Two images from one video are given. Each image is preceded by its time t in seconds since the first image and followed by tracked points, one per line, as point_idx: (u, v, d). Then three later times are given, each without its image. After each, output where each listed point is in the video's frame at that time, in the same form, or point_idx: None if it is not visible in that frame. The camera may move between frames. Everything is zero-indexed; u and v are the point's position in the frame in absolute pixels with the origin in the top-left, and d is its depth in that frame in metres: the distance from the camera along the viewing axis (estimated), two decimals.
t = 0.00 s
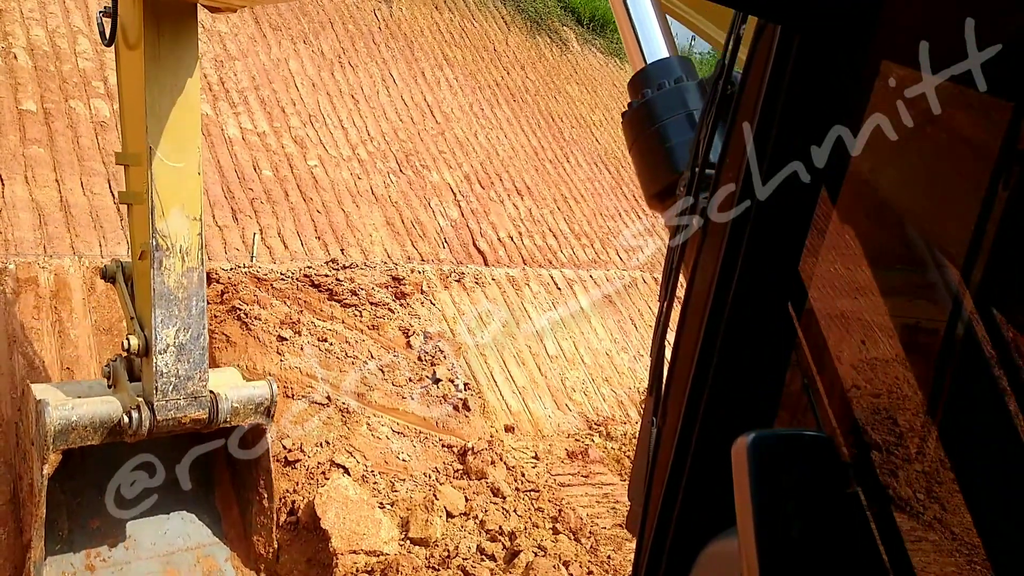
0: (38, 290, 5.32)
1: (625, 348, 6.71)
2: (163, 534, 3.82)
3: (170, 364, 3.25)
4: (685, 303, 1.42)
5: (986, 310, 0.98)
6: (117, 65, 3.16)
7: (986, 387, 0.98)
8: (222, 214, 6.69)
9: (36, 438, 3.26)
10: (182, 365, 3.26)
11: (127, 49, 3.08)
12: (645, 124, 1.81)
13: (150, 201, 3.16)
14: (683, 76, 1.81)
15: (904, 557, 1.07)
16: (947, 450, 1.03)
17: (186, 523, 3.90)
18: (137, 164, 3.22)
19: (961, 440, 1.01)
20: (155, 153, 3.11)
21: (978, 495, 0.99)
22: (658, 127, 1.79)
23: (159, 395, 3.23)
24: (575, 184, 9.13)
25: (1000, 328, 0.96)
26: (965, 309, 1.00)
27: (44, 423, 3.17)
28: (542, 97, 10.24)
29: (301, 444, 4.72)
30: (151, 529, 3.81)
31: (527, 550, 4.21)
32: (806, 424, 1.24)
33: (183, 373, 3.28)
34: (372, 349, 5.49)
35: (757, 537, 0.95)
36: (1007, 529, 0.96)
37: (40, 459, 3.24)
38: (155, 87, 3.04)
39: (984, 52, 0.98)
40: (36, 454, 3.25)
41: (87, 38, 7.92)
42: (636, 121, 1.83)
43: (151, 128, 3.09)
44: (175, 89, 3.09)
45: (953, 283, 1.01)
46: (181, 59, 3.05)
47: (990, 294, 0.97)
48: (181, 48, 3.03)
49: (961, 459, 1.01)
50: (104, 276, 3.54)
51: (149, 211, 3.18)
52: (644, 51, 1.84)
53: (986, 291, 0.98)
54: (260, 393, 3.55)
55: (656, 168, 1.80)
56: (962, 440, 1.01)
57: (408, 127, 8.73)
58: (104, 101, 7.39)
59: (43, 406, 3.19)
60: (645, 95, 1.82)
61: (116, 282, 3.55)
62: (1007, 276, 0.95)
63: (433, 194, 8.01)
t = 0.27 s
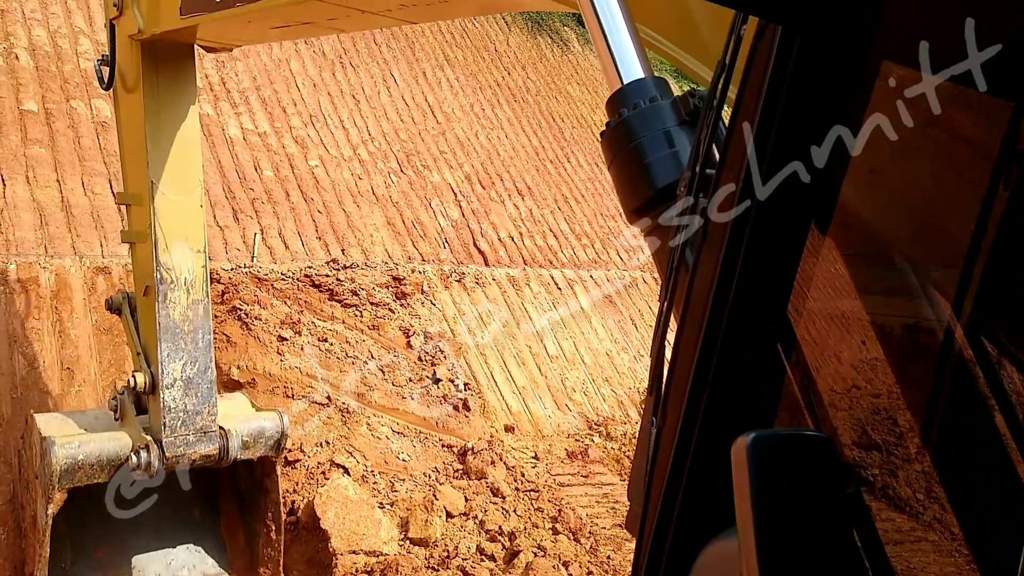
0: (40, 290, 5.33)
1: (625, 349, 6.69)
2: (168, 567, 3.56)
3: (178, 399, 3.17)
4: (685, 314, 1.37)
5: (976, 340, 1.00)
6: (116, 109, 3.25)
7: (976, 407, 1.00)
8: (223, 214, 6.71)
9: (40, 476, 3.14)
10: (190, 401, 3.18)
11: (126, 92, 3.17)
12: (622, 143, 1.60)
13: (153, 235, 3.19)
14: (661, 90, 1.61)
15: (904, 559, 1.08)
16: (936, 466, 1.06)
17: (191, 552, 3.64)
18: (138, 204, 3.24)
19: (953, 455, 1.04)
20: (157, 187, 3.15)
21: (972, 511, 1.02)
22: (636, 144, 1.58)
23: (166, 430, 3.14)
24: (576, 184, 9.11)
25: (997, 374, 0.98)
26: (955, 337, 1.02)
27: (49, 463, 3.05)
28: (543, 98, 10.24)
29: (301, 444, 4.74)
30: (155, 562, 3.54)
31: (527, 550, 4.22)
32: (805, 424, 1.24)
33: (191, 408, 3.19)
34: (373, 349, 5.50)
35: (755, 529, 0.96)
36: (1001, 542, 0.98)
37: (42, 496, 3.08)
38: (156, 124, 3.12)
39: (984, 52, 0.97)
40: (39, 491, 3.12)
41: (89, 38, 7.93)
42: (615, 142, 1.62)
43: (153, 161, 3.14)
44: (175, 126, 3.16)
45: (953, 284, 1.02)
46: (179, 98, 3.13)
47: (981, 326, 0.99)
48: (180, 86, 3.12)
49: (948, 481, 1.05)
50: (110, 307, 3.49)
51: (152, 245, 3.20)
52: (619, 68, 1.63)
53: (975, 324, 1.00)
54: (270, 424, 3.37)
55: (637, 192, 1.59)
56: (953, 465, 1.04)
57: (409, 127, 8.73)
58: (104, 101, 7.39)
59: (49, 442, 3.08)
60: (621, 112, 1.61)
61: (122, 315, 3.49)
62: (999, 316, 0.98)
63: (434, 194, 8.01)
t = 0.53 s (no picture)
0: (42, 291, 5.34)
1: (627, 350, 6.68)
2: None
3: (185, 426, 3.22)
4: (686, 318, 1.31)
5: (974, 369, 1.01)
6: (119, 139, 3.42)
7: (966, 418, 1.02)
8: (226, 214, 6.72)
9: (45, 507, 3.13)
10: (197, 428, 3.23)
11: (128, 121, 3.36)
12: (608, 157, 1.52)
13: (157, 259, 3.25)
14: (648, 103, 1.53)
15: (906, 562, 1.09)
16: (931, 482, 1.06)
17: None
18: (143, 230, 3.37)
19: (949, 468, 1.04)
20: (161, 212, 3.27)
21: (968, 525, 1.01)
22: (621, 157, 1.50)
23: (173, 459, 3.19)
24: (578, 184, 9.10)
25: (988, 387, 1.00)
26: (954, 366, 1.03)
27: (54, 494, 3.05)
28: (545, 97, 10.23)
29: (303, 446, 4.76)
30: None
31: (528, 553, 4.25)
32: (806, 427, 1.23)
33: (198, 436, 3.24)
34: (375, 351, 5.51)
35: (757, 533, 0.96)
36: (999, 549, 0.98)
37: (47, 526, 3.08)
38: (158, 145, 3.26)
39: (983, 52, 0.97)
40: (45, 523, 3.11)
41: (88, 34, 7.93)
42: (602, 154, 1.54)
43: (156, 183, 3.27)
44: (177, 146, 3.31)
45: (955, 284, 1.02)
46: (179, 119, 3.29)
47: (978, 360, 1.01)
48: (179, 108, 3.28)
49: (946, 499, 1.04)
50: (117, 332, 3.55)
51: (157, 271, 3.25)
52: (605, 81, 1.56)
53: (970, 351, 1.01)
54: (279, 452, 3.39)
55: (622, 208, 1.51)
56: (948, 481, 1.04)
57: (410, 125, 8.73)
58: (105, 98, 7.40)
59: (55, 474, 3.07)
60: (606, 124, 1.54)
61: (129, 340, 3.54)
62: (998, 341, 0.99)
63: (435, 195, 8.01)
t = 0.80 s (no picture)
0: (37, 289, 5.32)
1: (625, 349, 6.69)
2: None
3: (184, 436, 3.27)
4: (681, 318, 1.27)
5: (967, 377, 1.02)
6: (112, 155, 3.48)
7: (960, 423, 1.04)
8: (222, 214, 6.71)
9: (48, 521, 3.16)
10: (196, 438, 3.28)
11: (120, 137, 3.43)
12: (594, 165, 1.44)
13: (151, 271, 3.32)
14: (634, 108, 1.44)
15: (907, 559, 1.10)
16: (925, 482, 1.08)
17: None
18: (135, 244, 3.43)
19: (943, 471, 1.06)
20: (154, 224, 3.33)
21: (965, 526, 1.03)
22: (609, 164, 1.41)
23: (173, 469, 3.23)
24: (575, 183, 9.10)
25: (981, 391, 1.01)
26: (946, 373, 1.05)
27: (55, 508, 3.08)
28: (543, 97, 10.24)
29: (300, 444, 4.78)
30: None
31: (529, 550, 4.23)
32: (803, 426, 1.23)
33: (197, 446, 3.28)
34: (373, 349, 5.50)
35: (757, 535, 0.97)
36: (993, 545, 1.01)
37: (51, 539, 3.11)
38: (151, 157, 3.33)
39: (983, 51, 0.97)
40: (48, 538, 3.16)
41: (86, 37, 7.94)
42: (589, 160, 1.45)
43: (149, 198, 3.33)
44: (170, 159, 3.37)
45: (953, 284, 1.02)
46: (173, 131, 3.38)
47: (969, 366, 1.02)
48: (172, 122, 3.37)
49: (938, 497, 1.07)
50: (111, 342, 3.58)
51: (151, 284, 3.33)
52: (591, 89, 1.48)
53: (962, 359, 1.03)
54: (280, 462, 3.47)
55: (609, 215, 1.43)
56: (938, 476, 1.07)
57: (408, 126, 8.73)
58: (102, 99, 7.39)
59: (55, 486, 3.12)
60: (592, 129, 1.45)
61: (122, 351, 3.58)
62: (991, 349, 1.00)
63: (433, 194, 8.01)
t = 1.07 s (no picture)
0: (41, 291, 5.33)
1: (626, 349, 6.68)
2: None
3: (184, 445, 3.28)
4: (681, 321, 1.27)
5: (966, 387, 1.02)
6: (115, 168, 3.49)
7: (960, 431, 1.04)
8: (224, 215, 6.72)
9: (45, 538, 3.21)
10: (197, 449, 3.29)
11: (124, 150, 3.44)
12: (592, 172, 1.44)
13: (154, 282, 3.31)
14: (631, 116, 1.45)
15: (904, 559, 1.09)
16: (922, 484, 1.09)
17: None
18: (138, 255, 3.42)
19: (940, 472, 1.06)
20: (158, 234, 3.33)
21: (953, 518, 1.06)
22: (606, 171, 1.42)
23: (173, 479, 3.25)
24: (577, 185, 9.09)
25: (980, 402, 1.01)
26: (945, 379, 1.04)
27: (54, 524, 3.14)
28: (544, 99, 10.25)
29: (301, 445, 4.79)
30: None
31: (527, 551, 4.24)
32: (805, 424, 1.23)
33: (198, 456, 3.30)
34: (374, 350, 5.51)
35: (755, 533, 0.97)
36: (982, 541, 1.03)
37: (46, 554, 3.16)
38: (154, 168, 3.33)
39: (983, 52, 0.97)
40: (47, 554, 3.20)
41: (91, 40, 7.96)
42: (587, 168, 1.45)
43: (151, 208, 3.33)
44: (173, 170, 3.37)
45: (952, 285, 1.02)
46: (177, 143, 3.38)
47: (969, 376, 1.01)
48: (176, 133, 3.37)
49: (934, 496, 1.08)
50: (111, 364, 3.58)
51: (154, 293, 3.31)
52: (588, 98, 1.48)
53: (962, 368, 1.02)
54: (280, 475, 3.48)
55: (607, 221, 1.43)
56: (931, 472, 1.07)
57: (410, 128, 8.74)
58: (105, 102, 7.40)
59: (52, 503, 3.17)
60: (589, 137, 1.45)
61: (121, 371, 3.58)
62: (985, 360, 0.99)
63: (434, 195, 8.01)
